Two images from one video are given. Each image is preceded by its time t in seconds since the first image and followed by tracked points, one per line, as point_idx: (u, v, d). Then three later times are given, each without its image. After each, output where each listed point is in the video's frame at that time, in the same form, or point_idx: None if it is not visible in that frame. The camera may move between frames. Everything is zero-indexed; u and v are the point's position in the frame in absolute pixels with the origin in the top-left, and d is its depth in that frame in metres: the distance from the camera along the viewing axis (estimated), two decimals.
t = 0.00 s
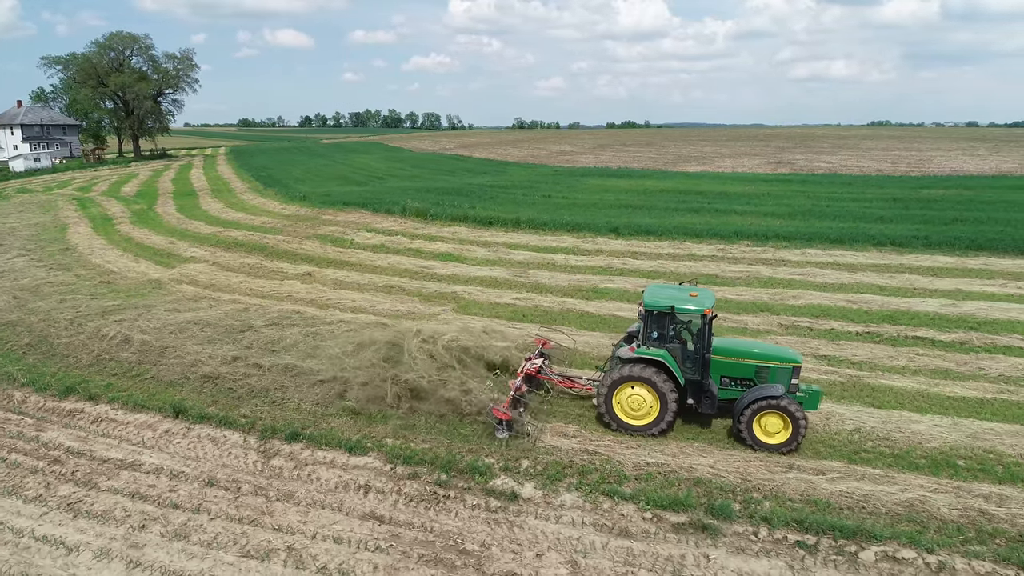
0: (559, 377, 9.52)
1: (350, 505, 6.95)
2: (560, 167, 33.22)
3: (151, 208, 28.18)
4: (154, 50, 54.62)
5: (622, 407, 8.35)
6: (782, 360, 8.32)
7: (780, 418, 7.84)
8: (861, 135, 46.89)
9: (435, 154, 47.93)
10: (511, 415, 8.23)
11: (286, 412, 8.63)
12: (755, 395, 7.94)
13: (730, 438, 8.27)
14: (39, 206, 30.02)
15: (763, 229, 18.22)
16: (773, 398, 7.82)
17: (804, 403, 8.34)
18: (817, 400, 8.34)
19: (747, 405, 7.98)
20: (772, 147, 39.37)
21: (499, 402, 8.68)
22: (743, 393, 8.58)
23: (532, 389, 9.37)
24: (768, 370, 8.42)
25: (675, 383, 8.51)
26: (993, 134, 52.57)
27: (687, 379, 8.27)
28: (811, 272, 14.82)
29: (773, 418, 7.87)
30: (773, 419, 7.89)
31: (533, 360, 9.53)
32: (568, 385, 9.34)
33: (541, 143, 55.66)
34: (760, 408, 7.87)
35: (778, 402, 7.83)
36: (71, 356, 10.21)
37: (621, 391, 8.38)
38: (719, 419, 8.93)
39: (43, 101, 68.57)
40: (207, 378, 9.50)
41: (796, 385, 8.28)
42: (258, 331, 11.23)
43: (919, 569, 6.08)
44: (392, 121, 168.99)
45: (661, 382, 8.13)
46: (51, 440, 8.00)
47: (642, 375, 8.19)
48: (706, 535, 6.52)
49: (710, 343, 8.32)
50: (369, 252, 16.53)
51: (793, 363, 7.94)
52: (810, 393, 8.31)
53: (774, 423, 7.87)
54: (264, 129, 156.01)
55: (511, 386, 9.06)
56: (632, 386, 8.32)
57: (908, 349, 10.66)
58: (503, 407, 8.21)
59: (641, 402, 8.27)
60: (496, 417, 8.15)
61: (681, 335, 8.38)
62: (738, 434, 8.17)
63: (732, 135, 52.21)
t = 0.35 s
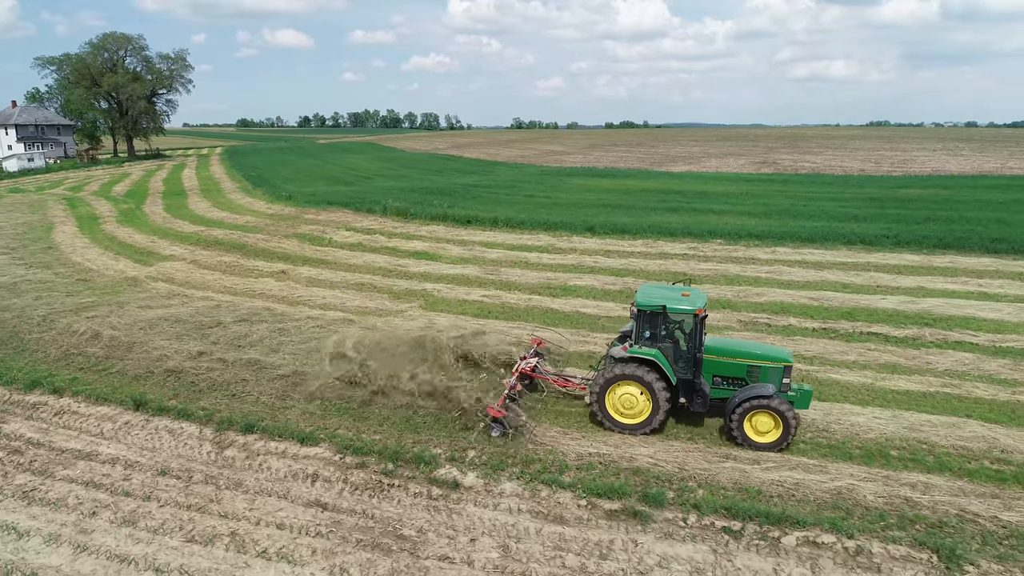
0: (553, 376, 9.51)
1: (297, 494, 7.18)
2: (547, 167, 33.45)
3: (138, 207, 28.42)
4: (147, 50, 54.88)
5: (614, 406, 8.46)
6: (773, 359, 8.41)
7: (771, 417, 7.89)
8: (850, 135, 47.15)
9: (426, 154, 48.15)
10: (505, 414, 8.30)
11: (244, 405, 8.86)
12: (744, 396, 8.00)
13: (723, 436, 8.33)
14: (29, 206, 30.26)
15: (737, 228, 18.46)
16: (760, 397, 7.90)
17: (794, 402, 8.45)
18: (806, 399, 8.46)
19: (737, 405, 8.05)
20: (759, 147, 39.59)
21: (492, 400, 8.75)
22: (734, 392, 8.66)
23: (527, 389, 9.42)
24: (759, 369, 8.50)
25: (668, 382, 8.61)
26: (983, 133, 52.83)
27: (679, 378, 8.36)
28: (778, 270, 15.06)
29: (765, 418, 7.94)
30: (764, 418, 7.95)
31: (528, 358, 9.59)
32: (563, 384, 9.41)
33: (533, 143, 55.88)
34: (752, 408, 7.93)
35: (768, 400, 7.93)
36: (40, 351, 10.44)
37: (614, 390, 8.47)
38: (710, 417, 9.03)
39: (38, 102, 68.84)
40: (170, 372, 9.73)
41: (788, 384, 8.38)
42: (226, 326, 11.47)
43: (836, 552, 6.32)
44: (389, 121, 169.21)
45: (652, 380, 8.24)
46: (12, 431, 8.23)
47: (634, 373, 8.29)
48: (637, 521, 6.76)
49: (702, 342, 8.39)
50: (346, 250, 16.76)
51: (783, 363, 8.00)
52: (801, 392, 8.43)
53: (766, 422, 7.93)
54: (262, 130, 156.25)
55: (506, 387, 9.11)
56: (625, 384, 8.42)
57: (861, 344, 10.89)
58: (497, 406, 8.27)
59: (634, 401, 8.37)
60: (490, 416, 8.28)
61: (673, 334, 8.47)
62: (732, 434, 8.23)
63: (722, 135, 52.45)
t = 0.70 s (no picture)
0: (545, 374, 9.65)
1: (244, 482, 7.40)
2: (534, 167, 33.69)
3: (125, 207, 28.62)
4: (141, 50, 55.13)
5: (605, 405, 8.54)
6: (763, 359, 8.35)
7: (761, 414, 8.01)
8: (838, 135, 47.42)
9: (417, 154, 48.37)
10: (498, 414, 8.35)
11: (201, 397, 9.08)
12: (734, 394, 8.13)
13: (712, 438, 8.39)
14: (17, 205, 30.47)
15: (710, 227, 18.70)
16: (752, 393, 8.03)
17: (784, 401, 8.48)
18: (796, 398, 8.49)
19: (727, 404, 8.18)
20: (747, 147, 39.83)
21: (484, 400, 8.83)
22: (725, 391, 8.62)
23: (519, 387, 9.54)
24: (749, 368, 8.41)
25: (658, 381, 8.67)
26: (972, 133, 53.11)
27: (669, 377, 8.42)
28: (745, 268, 15.30)
29: (754, 418, 8.03)
30: (754, 419, 8.04)
31: (521, 359, 9.70)
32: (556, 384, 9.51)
33: (525, 143, 56.11)
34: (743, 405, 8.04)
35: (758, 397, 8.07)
36: (8, 346, 10.67)
37: (604, 389, 8.54)
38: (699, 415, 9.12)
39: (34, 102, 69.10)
40: (133, 366, 9.96)
41: (779, 381, 8.43)
42: (194, 322, 11.70)
43: (757, 537, 6.56)
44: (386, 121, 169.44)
45: (642, 380, 8.30)
46: None
47: (624, 372, 8.35)
48: (570, 507, 6.98)
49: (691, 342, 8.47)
50: (321, 249, 16.99)
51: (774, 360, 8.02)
52: (790, 390, 8.49)
53: (756, 420, 8.03)
54: (259, 129, 156.47)
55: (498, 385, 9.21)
56: (615, 384, 8.48)
57: (813, 340, 11.13)
58: (489, 406, 8.33)
59: (624, 399, 8.45)
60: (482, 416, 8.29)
61: (663, 334, 8.52)
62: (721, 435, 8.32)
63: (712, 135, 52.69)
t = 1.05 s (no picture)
0: (537, 374, 9.74)
1: (192, 471, 7.62)
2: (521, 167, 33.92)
3: (112, 206, 28.80)
4: (134, 50, 55.40)
5: (595, 405, 8.63)
6: (751, 358, 8.54)
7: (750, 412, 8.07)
8: (827, 135, 47.67)
9: (408, 154, 48.73)
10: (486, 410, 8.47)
11: (159, 390, 9.30)
12: (723, 391, 8.19)
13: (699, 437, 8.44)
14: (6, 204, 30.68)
15: (684, 225, 18.93)
16: (742, 391, 8.09)
17: (773, 399, 8.56)
18: (784, 397, 8.60)
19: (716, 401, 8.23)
20: (734, 147, 40.06)
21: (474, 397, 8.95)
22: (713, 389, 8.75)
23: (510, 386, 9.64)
24: (737, 367, 8.62)
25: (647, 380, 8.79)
26: (962, 133, 53.24)
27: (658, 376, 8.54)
28: (712, 265, 15.53)
29: (743, 416, 8.09)
30: (742, 417, 8.10)
31: (512, 358, 9.84)
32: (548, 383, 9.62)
33: (517, 143, 56.33)
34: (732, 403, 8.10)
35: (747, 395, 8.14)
36: None
37: (594, 388, 8.66)
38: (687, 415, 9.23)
39: (28, 102, 69.27)
40: (97, 359, 10.18)
41: (767, 381, 8.50)
42: (161, 317, 11.93)
43: (683, 522, 6.78)
44: (384, 121, 169.68)
45: (631, 379, 8.41)
46: None
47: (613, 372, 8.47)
48: (505, 495, 7.20)
49: (679, 341, 8.61)
50: (297, 247, 17.22)
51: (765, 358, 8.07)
52: (778, 388, 8.56)
53: (744, 418, 8.09)
54: (256, 129, 156.65)
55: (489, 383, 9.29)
56: (604, 382, 8.60)
57: (767, 335, 11.36)
58: (478, 402, 8.46)
59: (613, 399, 8.56)
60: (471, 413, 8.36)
61: (652, 333, 8.65)
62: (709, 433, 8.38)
63: (702, 135, 52.90)
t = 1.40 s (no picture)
0: (527, 372, 9.72)
1: (143, 459, 7.84)
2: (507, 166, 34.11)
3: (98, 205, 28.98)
4: (126, 51, 55.65)
5: (584, 403, 8.73)
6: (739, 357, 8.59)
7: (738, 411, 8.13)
8: (815, 135, 47.90)
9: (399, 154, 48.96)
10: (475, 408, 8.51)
11: (119, 382, 9.51)
12: (711, 390, 8.23)
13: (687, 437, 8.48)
14: None
15: (658, 224, 19.14)
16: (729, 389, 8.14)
17: (760, 398, 8.58)
18: (772, 395, 8.57)
19: (703, 400, 8.28)
20: (721, 147, 40.29)
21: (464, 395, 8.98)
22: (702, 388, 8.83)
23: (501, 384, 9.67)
24: (725, 365, 8.70)
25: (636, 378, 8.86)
26: (952, 131, 53.37)
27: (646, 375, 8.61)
28: (680, 263, 15.76)
29: (730, 413, 8.15)
30: (729, 414, 8.16)
31: (503, 357, 9.84)
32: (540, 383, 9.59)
33: (508, 142, 56.53)
34: (720, 402, 8.14)
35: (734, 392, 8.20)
36: None
37: (583, 386, 8.76)
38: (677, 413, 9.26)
39: (23, 102, 69.50)
40: (61, 354, 10.40)
41: (754, 379, 8.54)
42: (129, 313, 12.15)
43: (612, 508, 7.01)
44: (381, 121, 169.87)
45: (619, 377, 8.50)
46: None
47: (602, 370, 8.55)
48: (444, 482, 7.43)
49: (667, 339, 8.66)
50: (273, 245, 17.43)
51: (753, 357, 8.12)
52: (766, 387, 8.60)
53: (733, 417, 8.13)
54: (253, 129, 156.81)
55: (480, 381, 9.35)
56: (593, 381, 8.70)
57: (723, 331, 11.61)
58: (467, 400, 8.50)
59: (602, 397, 8.65)
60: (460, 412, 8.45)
61: (641, 332, 8.70)
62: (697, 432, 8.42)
63: (692, 134, 53.06)
